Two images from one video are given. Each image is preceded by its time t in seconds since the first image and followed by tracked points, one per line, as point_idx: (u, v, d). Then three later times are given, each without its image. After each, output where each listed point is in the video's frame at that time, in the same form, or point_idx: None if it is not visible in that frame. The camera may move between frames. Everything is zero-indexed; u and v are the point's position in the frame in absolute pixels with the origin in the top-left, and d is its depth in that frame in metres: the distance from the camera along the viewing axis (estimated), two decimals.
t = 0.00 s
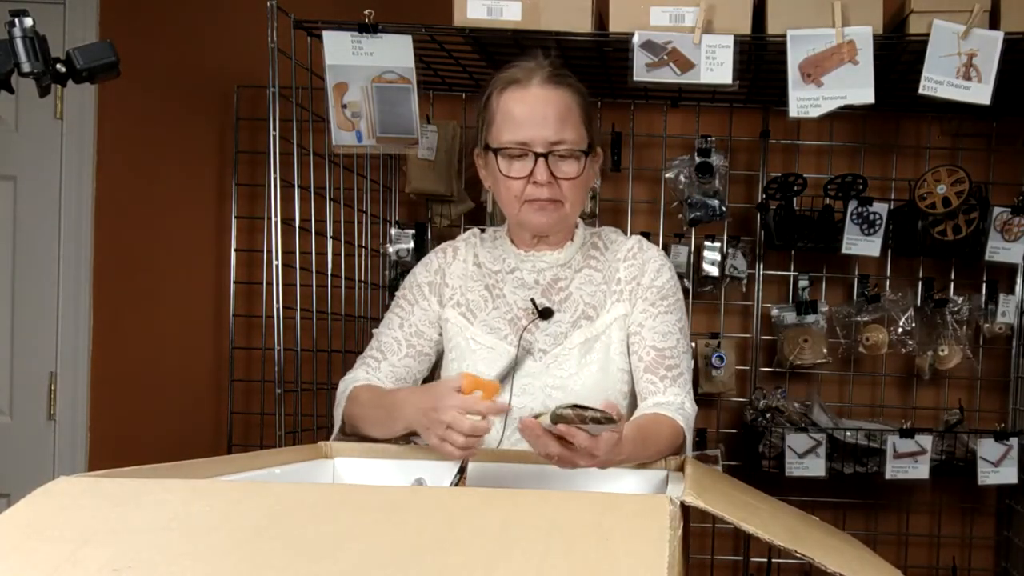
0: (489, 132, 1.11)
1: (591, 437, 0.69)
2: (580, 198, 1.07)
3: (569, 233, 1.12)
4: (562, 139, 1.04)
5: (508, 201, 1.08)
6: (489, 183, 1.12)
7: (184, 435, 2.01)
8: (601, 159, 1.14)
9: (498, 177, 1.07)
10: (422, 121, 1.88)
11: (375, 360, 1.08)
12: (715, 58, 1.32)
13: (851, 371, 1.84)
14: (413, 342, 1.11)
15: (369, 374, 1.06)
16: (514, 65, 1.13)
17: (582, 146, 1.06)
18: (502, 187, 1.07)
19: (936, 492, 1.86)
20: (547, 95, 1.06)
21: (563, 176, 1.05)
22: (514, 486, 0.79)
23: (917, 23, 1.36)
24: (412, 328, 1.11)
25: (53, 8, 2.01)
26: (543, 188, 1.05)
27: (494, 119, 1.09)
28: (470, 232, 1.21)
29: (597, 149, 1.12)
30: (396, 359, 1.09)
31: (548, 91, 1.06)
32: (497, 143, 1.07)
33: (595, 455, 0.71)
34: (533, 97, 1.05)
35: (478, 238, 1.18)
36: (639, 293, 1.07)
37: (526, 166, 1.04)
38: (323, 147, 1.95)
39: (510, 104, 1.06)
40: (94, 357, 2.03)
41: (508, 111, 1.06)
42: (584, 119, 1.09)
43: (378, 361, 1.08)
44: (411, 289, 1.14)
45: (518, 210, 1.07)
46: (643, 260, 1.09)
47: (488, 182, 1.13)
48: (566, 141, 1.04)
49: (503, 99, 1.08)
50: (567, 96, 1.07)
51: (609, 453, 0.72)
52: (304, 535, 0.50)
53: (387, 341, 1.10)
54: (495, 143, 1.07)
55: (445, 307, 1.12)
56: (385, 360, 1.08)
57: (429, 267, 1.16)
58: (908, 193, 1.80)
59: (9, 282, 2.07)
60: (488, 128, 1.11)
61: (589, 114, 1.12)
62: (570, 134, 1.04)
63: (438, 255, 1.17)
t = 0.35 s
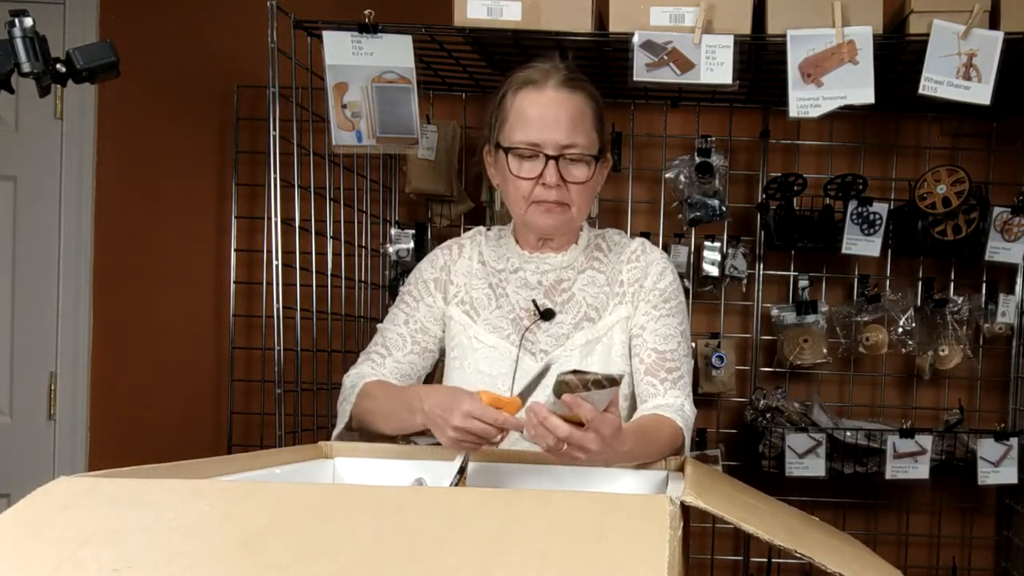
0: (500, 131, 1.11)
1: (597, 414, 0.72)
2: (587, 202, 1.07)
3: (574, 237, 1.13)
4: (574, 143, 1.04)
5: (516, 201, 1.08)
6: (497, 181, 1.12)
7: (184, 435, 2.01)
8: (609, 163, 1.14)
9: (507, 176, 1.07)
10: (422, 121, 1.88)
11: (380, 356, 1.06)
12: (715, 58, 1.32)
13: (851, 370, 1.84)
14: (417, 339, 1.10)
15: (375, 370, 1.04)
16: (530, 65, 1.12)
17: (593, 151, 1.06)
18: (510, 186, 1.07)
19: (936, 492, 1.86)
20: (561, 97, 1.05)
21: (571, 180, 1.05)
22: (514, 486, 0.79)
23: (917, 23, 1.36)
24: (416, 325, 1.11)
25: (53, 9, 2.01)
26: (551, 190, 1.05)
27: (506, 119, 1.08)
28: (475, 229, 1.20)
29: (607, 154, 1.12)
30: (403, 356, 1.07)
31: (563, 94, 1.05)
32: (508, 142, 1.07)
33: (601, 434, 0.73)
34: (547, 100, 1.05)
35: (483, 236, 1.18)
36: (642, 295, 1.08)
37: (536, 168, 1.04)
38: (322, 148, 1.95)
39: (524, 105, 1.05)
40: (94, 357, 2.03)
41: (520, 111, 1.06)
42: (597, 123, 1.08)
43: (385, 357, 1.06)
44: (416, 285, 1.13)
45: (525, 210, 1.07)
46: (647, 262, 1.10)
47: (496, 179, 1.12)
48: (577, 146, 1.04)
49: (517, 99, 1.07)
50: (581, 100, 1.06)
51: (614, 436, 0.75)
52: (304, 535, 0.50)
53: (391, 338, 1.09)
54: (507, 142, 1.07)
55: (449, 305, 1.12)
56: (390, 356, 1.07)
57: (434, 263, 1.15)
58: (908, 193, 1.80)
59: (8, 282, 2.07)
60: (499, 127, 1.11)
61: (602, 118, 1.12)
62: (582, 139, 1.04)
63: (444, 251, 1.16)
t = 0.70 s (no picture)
0: (505, 131, 1.10)
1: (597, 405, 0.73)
2: (592, 204, 1.07)
3: (578, 238, 1.13)
4: (579, 145, 1.04)
5: (520, 201, 1.08)
6: (502, 181, 1.12)
7: (184, 435, 2.01)
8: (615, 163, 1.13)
9: (512, 177, 1.07)
10: (422, 121, 1.88)
11: (381, 351, 1.06)
12: (715, 58, 1.32)
13: (851, 370, 1.84)
14: (420, 338, 1.10)
15: (375, 367, 1.04)
16: (536, 66, 1.12)
17: (599, 152, 1.06)
18: (515, 187, 1.07)
19: (936, 492, 1.86)
20: (567, 99, 1.05)
21: (576, 181, 1.05)
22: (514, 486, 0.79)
23: (917, 23, 1.36)
24: (419, 323, 1.10)
25: (53, 9, 2.01)
26: (555, 192, 1.05)
27: (511, 119, 1.08)
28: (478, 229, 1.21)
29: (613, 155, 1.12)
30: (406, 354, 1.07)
31: (569, 95, 1.04)
32: (513, 143, 1.07)
33: (604, 426, 0.73)
34: (553, 101, 1.04)
35: (487, 236, 1.18)
36: (645, 296, 1.08)
37: (541, 169, 1.04)
38: (323, 147, 1.95)
39: (530, 106, 1.05)
40: (94, 357, 2.03)
41: (526, 112, 1.05)
42: (603, 124, 1.08)
43: (387, 355, 1.06)
44: (420, 283, 1.13)
45: (529, 210, 1.07)
46: (650, 264, 1.10)
47: (501, 180, 1.13)
48: (582, 147, 1.04)
49: (522, 99, 1.07)
50: (588, 102, 1.06)
51: (616, 428, 0.75)
52: (304, 535, 0.49)
53: (394, 334, 1.08)
54: (512, 142, 1.07)
55: (452, 304, 1.12)
56: (391, 354, 1.06)
57: (438, 262, 1.15)
58: (908, 193, 1.80)
59: (9, 283, 2.07)
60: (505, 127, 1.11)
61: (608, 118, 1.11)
62: (588, 140, 1.04)
63: (448, 250, 1.16)
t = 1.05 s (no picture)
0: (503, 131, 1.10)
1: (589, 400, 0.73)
2: (590, 203, 1.07)
3: (578, 238, 1.13)
4: (576, 144, 1.03)
5: (519, 202, 1.08)
6: (501, 182, 1.12)
7: (185, 435, 2.01)
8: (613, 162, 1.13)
9: (510, 177, 1.07)
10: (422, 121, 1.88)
11: (382, 353, 1.06)
12: (715, 58, 1.32)
13: (851, 370, 1.84)
14: (421, 338, 1.10)
15: (375, 367, 1.04)
16: (533, 66, 1.12)
17: (597, 151, 1.06)
18: (513, 188, 1.07)
19: (936, 492, 1.86)
20: (563, 98, 1.05)
21: (574, 181, 1.05)
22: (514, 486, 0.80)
23: (917, 23, 1.36)
24: (419, 324, 1.10)
25: (53, 9, 2.01)
26: (553, 192, 1.05)
27: (508, 119, 1.08)
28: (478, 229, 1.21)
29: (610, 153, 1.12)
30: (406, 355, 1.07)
31: (565, 94, 1.04)
32: (510, 143, 1.07)
33: (599, 420, 0.73)
34: (549, 100, 1.04)
35: (487, 236, 1.18)
36: (646, 296, 1.08)
37: (538, 169, 1.04)
38: (323, 148, 1.95)
39: (526, 106, 1.05)
40: (94, 357, 2.03)
41: (522, 112, 1.05)
42: (600, 123, 1.08)
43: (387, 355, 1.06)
44: (420, 284, 1.13)
45: (528, 211, 1.07)
46: (651, 265, 1.10)
47: (500, 180, 1.13)
48: (579, 147, 1.04)
49: (519, 100, 1.07)
50: (584, 101, 1.06)
51: (611, 423, 0.75)
52: (304, 535, 0.49)
53: (394, 335, 1.08)
54: (509, 143, 1.07)
55: (452, 305, 1.12)
56: (392, 356, 1.06)
57: (438, 262, 1.15)
58: (908, 193, 1.80)
59: (8, 283, 2.07)
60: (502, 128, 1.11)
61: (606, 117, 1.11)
62: (584, 139, 1.04)
63: (448, 250, 1.16)
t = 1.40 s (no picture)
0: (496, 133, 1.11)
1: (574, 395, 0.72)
2: (585, 202, 1.07)
3: (576, 238, 1.13)
4: (568, 144, 1.04)
5: (515, 204, 1.08)
6: (497, 184, 1.12)
7: (186, 435, 2.01)
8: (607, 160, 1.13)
9: (504, 179, 1.07)
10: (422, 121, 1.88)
11: (387, 357, 1.06)
12: (715, 58, 1.32)
13: (851, 370, 1.84)
14: (421, 338, 1.10)
15: (377, 370, 1.04)
16: (525, 66, 1.12)
17: (589, 149, 1.06)
18: (508, 190, 1.07)
19: (936, 492, 1.86)
20: (554, 97, 1.05)
21: (568, 180, 1.04)
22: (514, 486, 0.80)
23: (917, 23, 1.36)
24: (420, 323, 1.10)
25: (53, 9, 2.01)
26: (547, 192, 1.05)
27: (501, 120, 1.08)
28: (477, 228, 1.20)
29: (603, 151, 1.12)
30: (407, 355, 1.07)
31: (555, 93, 1.05)
32: (502, 145, 1.07)
33: (585, 417, 0.73)
34: (541, 100, 1.04)
35: (485, 235, 1.18)
36: (644, 294, 1.08)
37: (531, 170, 1.04)
38: (322, 148, 1.95)
39: (517, 107, 1.05)
40: (94, 357, 2.03)
41: (514, 113, 1.05)
42: (592, 121, 1.08)
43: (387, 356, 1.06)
44: (421, 284, 1.13)
45: (524, 213, 1.08)
46: (649, 263, 1.10)
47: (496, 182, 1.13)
48: (571, 146, 1.04)
49: (511, 101, 1.07)
50: (576, 99, 1.06)
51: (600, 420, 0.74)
52: (304, 535, 0.49)
53: (398, 339, 1.08)
54: (502, 145, 1.07)
55: (452, 305, 1.12)
56: (397, 360, 1.06)
57: (437, 262, 1.15)
58: (908, 193, 1.80)
59: (8, 283, 2.07)
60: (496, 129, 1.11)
61: (598, 115, 1.11)
62: (576, 138, 1.04)
63: (447, 250, 1.15)
